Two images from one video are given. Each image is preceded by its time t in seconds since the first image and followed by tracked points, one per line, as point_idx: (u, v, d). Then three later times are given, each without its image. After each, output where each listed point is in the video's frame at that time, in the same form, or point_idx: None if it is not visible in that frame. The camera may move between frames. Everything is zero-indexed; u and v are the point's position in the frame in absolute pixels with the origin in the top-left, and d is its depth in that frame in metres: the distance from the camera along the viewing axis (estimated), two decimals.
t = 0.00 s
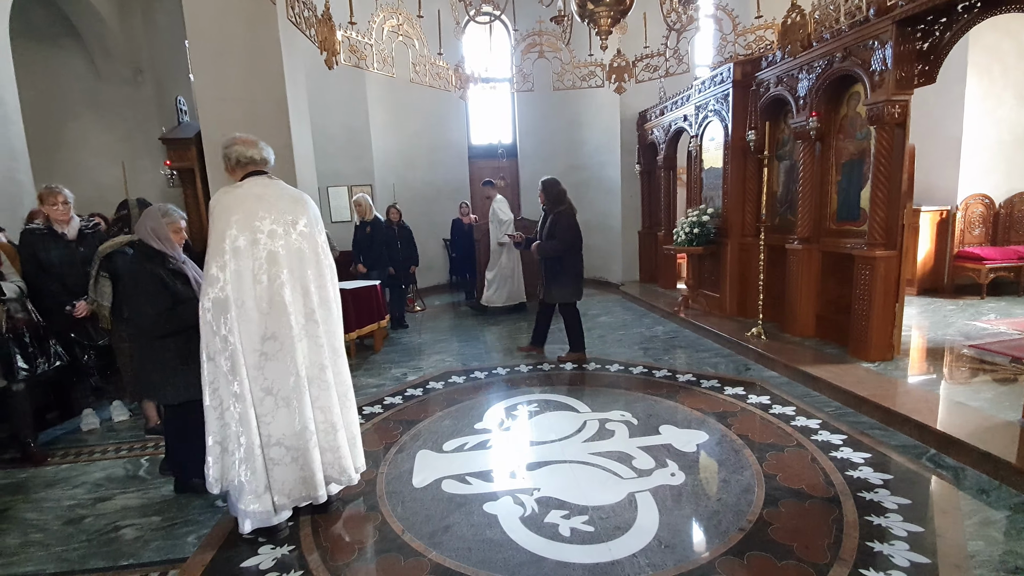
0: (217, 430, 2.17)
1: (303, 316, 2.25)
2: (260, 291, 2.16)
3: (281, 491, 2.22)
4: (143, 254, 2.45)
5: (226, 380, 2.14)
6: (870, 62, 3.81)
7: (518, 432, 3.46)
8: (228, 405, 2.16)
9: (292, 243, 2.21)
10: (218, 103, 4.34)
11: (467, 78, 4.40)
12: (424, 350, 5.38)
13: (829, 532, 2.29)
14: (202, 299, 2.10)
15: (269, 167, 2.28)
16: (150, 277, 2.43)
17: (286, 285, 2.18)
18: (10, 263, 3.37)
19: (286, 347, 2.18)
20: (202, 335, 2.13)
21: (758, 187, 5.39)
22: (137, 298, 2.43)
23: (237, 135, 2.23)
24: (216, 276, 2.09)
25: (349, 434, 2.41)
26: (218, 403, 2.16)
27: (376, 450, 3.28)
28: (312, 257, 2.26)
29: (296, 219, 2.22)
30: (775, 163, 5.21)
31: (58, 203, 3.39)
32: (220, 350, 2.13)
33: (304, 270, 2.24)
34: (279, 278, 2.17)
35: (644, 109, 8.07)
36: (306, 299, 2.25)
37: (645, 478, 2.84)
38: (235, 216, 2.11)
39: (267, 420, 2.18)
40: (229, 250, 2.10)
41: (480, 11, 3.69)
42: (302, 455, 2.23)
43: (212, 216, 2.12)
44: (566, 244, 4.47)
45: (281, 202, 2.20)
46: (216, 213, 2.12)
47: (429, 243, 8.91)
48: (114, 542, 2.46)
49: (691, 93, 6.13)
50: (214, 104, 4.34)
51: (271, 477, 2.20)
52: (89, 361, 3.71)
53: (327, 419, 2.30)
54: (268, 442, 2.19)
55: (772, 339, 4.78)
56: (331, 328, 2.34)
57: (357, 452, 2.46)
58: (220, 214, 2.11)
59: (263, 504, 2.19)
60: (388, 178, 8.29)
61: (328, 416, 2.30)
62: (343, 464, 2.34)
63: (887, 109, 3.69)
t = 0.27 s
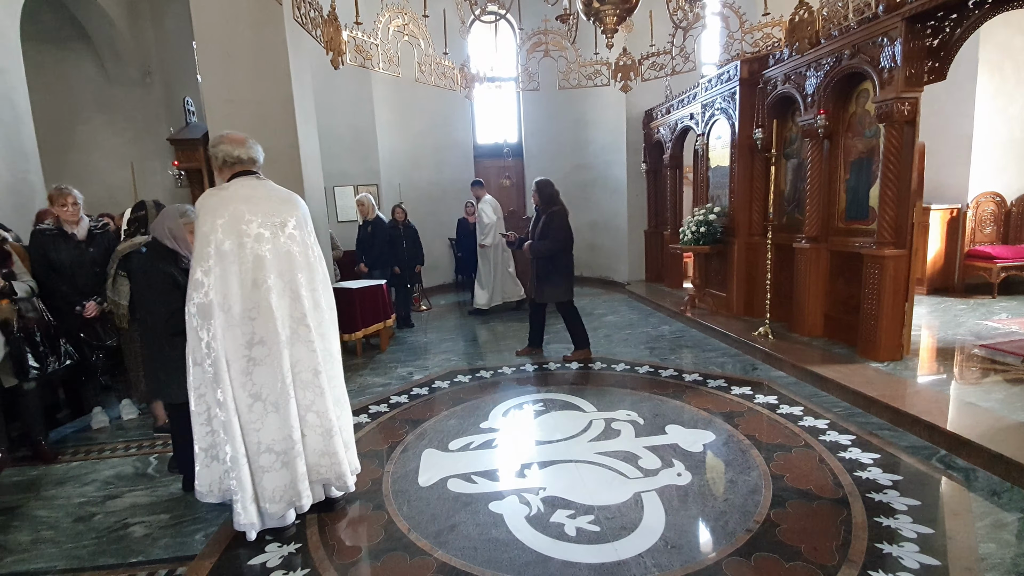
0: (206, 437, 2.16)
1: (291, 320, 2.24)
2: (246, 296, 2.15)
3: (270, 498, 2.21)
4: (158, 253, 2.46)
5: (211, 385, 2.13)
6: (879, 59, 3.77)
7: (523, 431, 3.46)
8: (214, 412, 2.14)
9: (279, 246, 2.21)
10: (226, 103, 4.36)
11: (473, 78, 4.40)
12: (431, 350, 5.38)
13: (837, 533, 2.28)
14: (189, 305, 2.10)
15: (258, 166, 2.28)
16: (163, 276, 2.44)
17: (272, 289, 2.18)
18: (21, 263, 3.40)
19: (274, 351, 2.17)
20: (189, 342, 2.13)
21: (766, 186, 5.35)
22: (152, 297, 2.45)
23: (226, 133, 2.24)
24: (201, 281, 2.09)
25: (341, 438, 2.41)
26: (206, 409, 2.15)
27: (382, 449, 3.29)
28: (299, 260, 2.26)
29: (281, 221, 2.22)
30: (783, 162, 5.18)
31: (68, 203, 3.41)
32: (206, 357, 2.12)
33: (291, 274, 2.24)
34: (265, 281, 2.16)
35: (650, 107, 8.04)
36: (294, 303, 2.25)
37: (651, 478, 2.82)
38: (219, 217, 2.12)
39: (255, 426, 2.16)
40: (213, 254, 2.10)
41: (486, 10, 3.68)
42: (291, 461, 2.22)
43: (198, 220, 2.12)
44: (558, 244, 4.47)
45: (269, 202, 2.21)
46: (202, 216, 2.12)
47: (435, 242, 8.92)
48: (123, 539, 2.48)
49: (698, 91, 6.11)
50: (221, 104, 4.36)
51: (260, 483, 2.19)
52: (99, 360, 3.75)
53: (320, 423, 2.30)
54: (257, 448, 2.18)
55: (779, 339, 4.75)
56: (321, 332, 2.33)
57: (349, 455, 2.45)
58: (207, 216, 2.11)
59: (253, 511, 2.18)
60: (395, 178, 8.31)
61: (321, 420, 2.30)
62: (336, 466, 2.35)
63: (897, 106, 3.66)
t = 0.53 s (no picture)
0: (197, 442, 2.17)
1: (281, 323, 2.25)
2: (234, 299, 2.15)
3: (261, 504, 2.20)
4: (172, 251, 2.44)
5: (201, 391, 2.14)
6: (887, 57, 3.74)
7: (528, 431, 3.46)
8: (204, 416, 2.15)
9: (269, 246, 2.21)
10: (232, 104, 4.38)
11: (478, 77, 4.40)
12: (436, 349, 5.38)
13: (845, 534, 2.26)
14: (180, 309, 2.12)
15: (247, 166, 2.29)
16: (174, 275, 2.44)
17: (261, 291, 2.18)
18: (30, 263, 3.42)
19: (263, 354, 2.16)
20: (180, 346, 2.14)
21: (772, 184, 5.32)
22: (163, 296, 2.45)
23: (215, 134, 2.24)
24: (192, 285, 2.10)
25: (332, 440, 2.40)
26: (196, 414, 2.16)
27: (387, 449, 3.29)
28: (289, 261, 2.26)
29: (270, 222, 2.22)
30: (789, 160, 5.15)
31: (76, 204, 3.44)
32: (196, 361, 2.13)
33: (283, 276, 2.25)
34: (254, 284, 2.16)
35: (655, 106, 8.01)
36: (285, 305, 2.25)
37: (656, 478, 2.81)
38: (207, 220, 2.12)
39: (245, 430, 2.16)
40: (203, 258, 2.11)
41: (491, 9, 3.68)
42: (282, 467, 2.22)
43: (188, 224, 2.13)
44: (549, 244, 4.49)
45: (256, 203, 2.20)
46: (192, 219, 2.13)
47: (441, 242, 8.93)
48: (130, 537, 2.49)
49: (703, 90, 6.08)
50: (228, 105, 4.38)
51: (252, 488, 2.18)
52: (107, 359, 3.77)
53: (312, 425, 2.30)
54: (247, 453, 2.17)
55: (786, 339, 4.72)
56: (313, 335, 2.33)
57: (339, 459, 2.44)
58: (197, 220, 2.12)
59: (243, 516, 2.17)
60: (400, 178, 8.32)
61: (314, 423, 2.31)
62: (327, 469, 2.36)
63: (905, 104, 3.63)
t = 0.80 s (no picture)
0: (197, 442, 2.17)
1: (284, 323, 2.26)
2: (238, 299, 2.16)
3: (262, 505, 2.20)
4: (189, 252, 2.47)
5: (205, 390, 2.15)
6: (898, 54, 3.71)
7: (534, 431, 3.45)
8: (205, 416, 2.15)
9: (272, 245, 2.22)
10: (240, 104, 4.40)
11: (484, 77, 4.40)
12: (443, 349, 5.39)
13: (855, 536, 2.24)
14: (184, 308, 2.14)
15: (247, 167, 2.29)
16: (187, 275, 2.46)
17: (265, 291, 2.19)
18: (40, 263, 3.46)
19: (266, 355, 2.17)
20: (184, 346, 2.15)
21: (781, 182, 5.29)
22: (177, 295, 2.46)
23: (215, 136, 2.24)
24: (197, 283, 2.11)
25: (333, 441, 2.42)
26: (199, 414, 2.17)
27: (394, 448, 3.30)
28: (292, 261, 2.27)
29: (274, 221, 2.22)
30: (798, 159, 5.11)
31: (86, 204, 3.46)
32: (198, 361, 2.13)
33: (286, 276, 2.25)
34: (258, 284, 2.18)
35: (662, 105, 7.98)
36: (288, 305, 2.26)
37: (663, 479, 2.80)
38: (210, 220, 2.12)
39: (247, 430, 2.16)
40: (207, 257, 2.11)
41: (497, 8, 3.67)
42: (284, 467, 2.23)
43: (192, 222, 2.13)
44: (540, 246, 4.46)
45: (259, 202, 2.20)
46: (195, 218, 2.13)
47: (447, 241, 8.94)
48: (140, 535, 2.51)
49: (711, 88, 6.05)
50: (236, 105, 4.40)
51: (253, 489, 2.19)
52: (116, 358, 3.79)
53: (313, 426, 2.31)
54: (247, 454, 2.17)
55: (794, 339, 4.69)
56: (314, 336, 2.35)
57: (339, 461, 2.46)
58: (200, 220, 2.12)
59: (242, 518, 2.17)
60: (406, 177, 8.33)
61: (314, 424, 2.32)
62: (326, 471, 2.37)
63: (916, 102, 3.59)
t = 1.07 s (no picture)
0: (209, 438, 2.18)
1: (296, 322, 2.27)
2: (251, 297, 2.17)
3: (274, 502, 2.21)
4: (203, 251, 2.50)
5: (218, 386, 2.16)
6: (911, 50, 3.65)
7: (542, 431, 3.44)
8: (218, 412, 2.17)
9: (285, 244, 2.23)
10: (251, 104, 4.43)
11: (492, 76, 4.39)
12: (451, 348, 5.40)
13: (868, 539, 2.21)
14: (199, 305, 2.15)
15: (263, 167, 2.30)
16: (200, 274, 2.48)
17: (278, 289, 2.20)
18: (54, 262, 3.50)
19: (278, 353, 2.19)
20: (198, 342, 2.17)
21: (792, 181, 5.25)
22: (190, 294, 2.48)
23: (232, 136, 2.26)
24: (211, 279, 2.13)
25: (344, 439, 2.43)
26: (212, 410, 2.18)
27: (402, 448, 3.30)
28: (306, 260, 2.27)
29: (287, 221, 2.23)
30: (810, 157, 5.07)
31: (99, 204, 3.50)
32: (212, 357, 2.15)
33: (298, 274, 2.26)
34: (271, 282, 2.18)
35: (671, 103, 7.93)
36: (300, 303, 2.27)
37: (672, 480, 2.78)
38: (224, 219, 2.14)
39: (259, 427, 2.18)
40: (221, 255, 2.12)
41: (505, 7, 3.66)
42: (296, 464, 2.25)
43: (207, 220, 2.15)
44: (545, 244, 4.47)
45: (272, 201, 2.21)
46: (209, 216, 2.14)
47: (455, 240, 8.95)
48: (152, 532, 2.53)
49: (721, 86, 6.00)
50: (246, 106, 4.43)
51: (266, 485, 2.20)
52: (128, 357, 3.83)
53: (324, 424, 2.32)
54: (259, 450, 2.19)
55: (805, 339, 4.64)
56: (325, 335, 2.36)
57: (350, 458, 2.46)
58: (214, 218, 2.13)
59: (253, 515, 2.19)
60: (414, 177, 8.35)
61: (325, 422, 2.33)
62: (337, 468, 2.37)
63: (929, 99, 3.54)
